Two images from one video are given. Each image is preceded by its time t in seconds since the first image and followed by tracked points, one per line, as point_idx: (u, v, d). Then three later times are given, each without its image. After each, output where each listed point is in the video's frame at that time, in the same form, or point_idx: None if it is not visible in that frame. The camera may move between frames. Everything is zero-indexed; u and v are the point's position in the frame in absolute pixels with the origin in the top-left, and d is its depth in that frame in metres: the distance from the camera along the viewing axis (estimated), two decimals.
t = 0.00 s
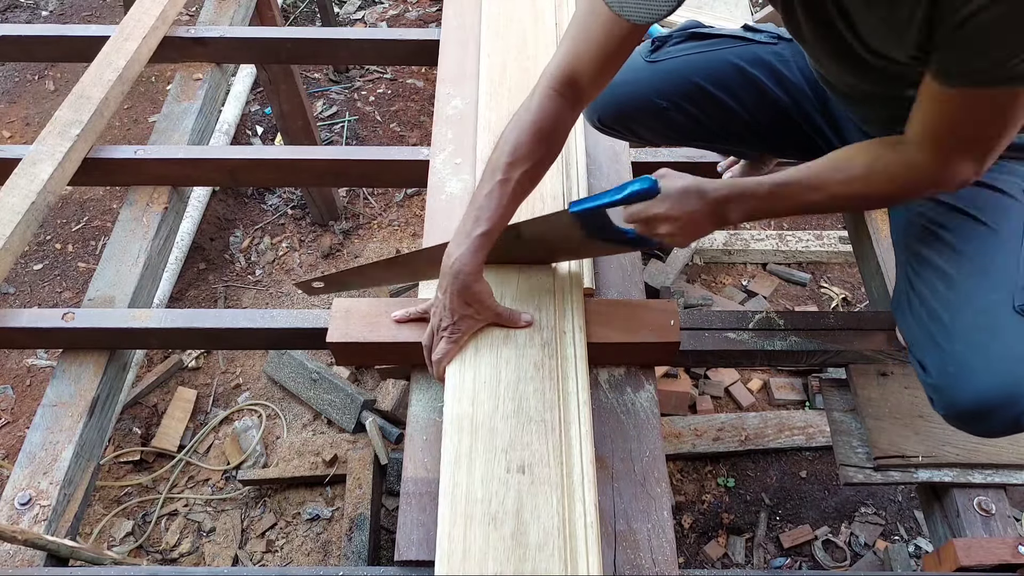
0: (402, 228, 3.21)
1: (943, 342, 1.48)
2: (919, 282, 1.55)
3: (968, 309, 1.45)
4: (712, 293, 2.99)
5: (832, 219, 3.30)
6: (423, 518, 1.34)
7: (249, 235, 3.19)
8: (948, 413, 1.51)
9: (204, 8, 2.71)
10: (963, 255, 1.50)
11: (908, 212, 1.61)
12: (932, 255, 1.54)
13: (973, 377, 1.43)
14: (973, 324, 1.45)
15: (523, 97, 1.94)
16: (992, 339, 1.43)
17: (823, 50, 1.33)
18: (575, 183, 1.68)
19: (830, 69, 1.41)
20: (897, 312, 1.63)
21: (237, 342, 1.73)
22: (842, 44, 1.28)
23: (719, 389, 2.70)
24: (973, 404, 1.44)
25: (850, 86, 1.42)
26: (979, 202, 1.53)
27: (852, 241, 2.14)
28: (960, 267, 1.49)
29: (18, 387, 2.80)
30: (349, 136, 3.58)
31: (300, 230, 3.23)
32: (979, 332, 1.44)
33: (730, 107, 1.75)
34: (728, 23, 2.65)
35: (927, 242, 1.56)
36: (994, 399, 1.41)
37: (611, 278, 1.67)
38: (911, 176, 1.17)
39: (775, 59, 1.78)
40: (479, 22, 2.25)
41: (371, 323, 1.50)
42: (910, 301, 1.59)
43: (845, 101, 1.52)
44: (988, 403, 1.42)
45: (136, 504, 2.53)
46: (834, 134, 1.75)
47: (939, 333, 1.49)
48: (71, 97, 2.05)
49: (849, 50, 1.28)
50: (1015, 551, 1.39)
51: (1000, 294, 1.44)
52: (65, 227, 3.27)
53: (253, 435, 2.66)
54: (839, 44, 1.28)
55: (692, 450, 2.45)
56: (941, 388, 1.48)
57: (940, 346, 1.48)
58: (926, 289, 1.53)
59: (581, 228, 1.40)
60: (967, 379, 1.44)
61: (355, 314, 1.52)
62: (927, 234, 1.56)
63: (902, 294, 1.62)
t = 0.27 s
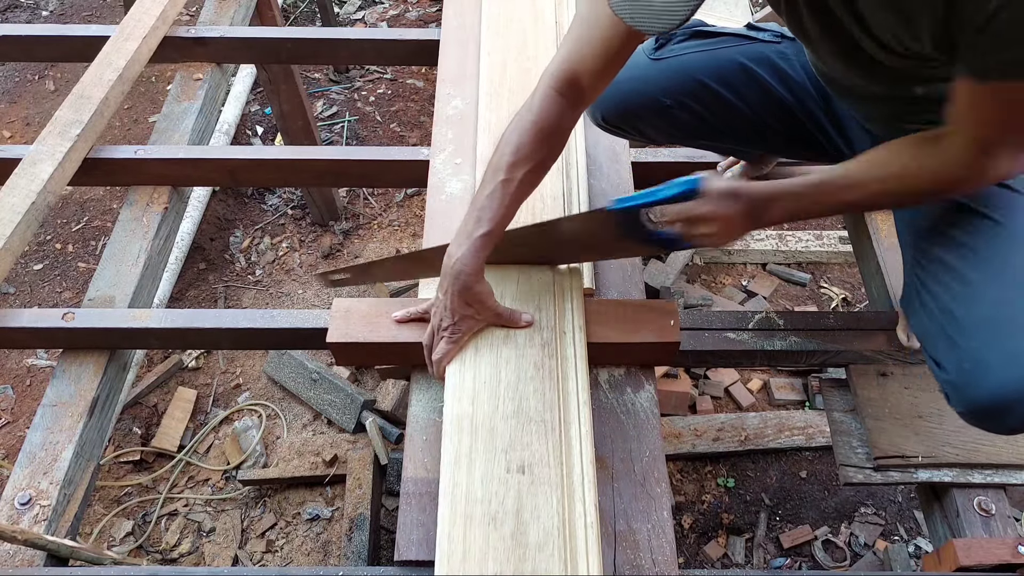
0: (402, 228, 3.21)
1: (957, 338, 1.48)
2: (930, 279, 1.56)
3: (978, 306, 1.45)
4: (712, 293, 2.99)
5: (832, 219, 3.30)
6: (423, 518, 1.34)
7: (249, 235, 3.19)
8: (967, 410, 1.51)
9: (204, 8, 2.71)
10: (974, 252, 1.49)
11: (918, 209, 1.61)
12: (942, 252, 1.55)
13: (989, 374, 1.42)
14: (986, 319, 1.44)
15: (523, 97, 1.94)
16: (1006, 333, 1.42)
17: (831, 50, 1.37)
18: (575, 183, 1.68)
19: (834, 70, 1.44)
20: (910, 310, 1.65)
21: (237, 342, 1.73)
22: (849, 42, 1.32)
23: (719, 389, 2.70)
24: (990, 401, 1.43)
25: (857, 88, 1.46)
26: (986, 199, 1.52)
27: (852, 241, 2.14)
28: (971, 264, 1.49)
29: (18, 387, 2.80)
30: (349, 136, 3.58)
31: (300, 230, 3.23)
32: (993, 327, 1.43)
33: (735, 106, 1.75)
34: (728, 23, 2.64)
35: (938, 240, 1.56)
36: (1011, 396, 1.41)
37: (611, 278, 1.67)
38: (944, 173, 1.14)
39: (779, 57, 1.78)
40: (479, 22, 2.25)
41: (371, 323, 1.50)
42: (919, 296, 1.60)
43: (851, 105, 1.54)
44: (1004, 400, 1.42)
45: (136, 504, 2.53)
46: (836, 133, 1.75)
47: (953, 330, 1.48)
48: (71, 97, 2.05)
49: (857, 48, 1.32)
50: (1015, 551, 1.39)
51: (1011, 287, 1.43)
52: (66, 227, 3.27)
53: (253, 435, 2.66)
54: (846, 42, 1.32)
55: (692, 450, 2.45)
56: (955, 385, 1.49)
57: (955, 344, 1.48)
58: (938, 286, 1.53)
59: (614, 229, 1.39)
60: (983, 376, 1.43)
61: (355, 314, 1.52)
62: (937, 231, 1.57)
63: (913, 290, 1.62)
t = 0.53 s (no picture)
0: (402, 228, 3.21)
1: (944, 341, 1.48)
2: (920, 282, 1.55)
3: (970, 308, 1.46)
4: (712, 293, 2.99)
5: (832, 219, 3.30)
6: (423, 518, 1.34)
7: (249, 235, 3.19)
8: (955, 413, 1.50)
9: (204, 8, 2.71)
10: (967, 257, 1.50)
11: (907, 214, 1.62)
12: (934, 256, 1.55)
13: (977, 374, 1.42)
14: (977, 320, 1.44)
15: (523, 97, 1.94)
16: (998, 334, 1.42)
17: (838, 60, 1.48)
18: (575, 182, 1.68)
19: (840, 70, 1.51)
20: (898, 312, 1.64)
21: (237, 342, 1.73)
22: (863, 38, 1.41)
23: (719, 389, 2.70)
24: (977, 401, 1.43)
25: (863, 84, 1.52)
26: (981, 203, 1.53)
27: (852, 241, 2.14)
28: (965, 268, 1.49)
29: (18, 387, 2.80)
30: (349, 136, 3.58)
31: (300, 230, 3.23)
32: (983, 328, 1.44)
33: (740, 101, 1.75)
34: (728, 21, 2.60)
35: (930, 243, 1.56)
36: (1000, 396, 1.40)
37: (612, 278, 1.67)
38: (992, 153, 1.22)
39: (777, 53, 1.80)
40: (479, 22, 2.25)
41: (371, 323, 1.50)
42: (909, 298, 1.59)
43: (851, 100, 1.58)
44: (990, 401, 1.41)
45: (136, 504, 2.53)
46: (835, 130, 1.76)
47: (941, 331, 1.49)
48: (71, 97, 2.05)
49: (870, 51, 1.42)
50: (1015, 551, 1.39)
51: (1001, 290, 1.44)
52: (65, 227, 3.27)
53: (253, 435, 2.66)
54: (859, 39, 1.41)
55: (692, 450, 2.45)
56: (943, 386, 1.48)
57: (942, 345, 1.48)
58: (926, 289, 1.53)
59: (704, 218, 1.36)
60: (972, 376, 1.43)
61: (355, 314, 1.52)
62: (929, 234, 1.57)
63: (902, 293, 1.61)
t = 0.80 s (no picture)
0: (402, 228, 3.21)
1: (971, 343, 1.41)
2: (942, 283, 1.49)
3: (999, 309, 1.38)
4: (712, 293, 3.00)
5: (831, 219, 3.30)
6: (423, 518, 1.34)
7: (249, 235, 3.19)
8: (979, 417, 1.44)
9: (204, 8, 2.71)
10: (994, 256, 1.42)
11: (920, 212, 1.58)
12: (949, 256, 1.49)
13: (1005, 377, 1.36)
14: (1005, 322, 1.37)
15: (523, 97, 1.94)
16: None
17: (840, 51, 1.32)
18: (575, 182, 1.68)
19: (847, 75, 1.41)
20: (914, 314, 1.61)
21: (237, 342, 1.74)
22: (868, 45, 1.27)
23: (718, 389, 2.71)
24: (1005, 405, 1.37)
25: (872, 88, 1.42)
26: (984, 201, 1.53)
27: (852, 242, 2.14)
28: (989, 266, 1.42)
29: (18, 387, 2.80)
30: (349, 136, 3.58)
31: (300, 230, 3.23)
32: (1011, 329, 1.36)
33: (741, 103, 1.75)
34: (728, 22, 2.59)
35: (945, 243, 1.51)
36: None
37: (611, 278, 1.67)
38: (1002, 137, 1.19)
39: (779, 57, 1.78)
40: (478, 22, 2.26)
41: (371, 323, 1.51)
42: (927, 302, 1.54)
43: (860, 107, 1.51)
44: (1022, 403, 1.34)
45: (136, 504, 2.53)
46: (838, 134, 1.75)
47: (966, 334, 1.42)
48: (71, 97, 2.05)
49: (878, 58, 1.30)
50: (1015, 551, 1.39)
51: None
52: (65, 227, 3.27)
53: (253, 435, 2.66)
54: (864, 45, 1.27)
55: (692, 450, 2.45)
56: (969, 391, 1.42)
57: (968, 348, 1.42)
58: (949, 290, 1.47)
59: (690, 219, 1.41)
60: (1000, 379, 1.36)
61: (355, 314, 1.52)
62: (942, 236, 1.52)
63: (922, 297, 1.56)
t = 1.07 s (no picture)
0: (402, 228, 3.21)
1: (988, 340, 1.41)
2: (952, 282, 1.49)
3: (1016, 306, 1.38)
4: (712, 293, 3.00)
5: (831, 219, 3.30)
6: (423, 518, 1.34)
7: (249, 235, 3.19)
8: (994, 413, 1.45)
9: (204, 8, 2.71)
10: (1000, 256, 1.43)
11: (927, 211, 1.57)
12: (955, 256, 1.50)
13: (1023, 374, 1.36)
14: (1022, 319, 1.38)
15: (524, 97, 1.94)
16: None
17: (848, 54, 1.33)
18: (575, 182, 1.68)
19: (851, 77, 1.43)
20: (920, 317, 1.63)
21: (237, 342, 1.73)
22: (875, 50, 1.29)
23: (719, 389, 2.70)
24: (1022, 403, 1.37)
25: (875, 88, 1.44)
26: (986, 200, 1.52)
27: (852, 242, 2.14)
28: (993, 265, 1.43)
29: (18, 387, 2.80)
30: (349, 136, 3.58)
31: (300, 230, 3.23)
32: None
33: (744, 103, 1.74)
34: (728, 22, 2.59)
35: (951, 243, 1.51)
36: None
37: (612, 278, 1.67)
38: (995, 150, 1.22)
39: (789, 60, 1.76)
40: (479, 22, 2.26)
41: (371, 323, 1.50)
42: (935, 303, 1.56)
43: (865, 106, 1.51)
44: None
45: (136, 504, 2.53)
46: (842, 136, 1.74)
47: (982, 331, 1.42)
48: (71, 97, 2.05)
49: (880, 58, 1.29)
50: (1015, 551, 1.39)
51: None
52: (65, 227, 3.27)
53: (253, 435, 2.66)
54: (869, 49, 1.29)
55: (692, 451, 2.45)
56: (987, 387, 1.42)
57: (984, 344, 1.42)
58: (962, 287, 1.47)
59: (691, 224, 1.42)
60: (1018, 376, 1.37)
61: (355, 314, 1.52)
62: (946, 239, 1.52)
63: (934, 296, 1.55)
